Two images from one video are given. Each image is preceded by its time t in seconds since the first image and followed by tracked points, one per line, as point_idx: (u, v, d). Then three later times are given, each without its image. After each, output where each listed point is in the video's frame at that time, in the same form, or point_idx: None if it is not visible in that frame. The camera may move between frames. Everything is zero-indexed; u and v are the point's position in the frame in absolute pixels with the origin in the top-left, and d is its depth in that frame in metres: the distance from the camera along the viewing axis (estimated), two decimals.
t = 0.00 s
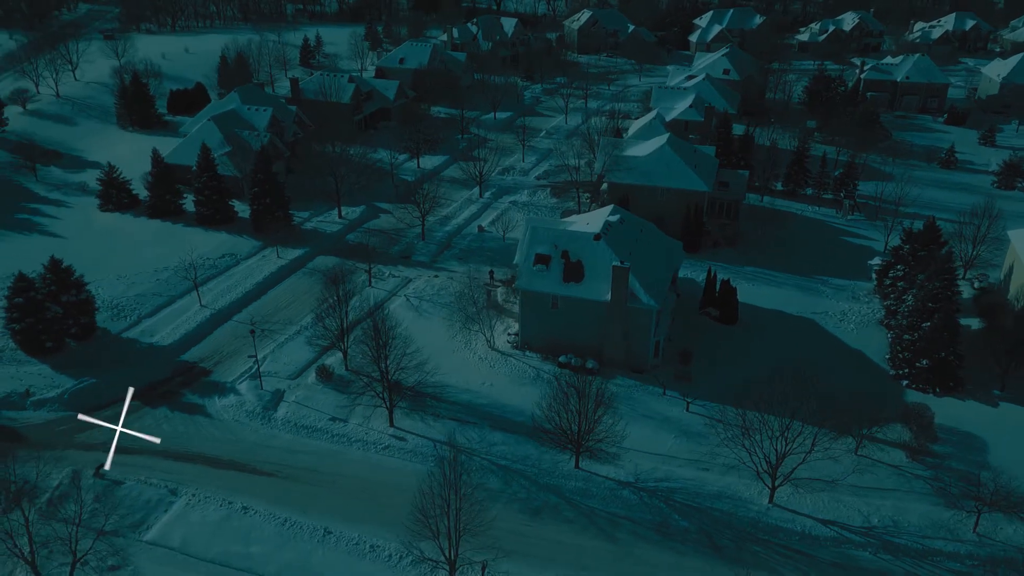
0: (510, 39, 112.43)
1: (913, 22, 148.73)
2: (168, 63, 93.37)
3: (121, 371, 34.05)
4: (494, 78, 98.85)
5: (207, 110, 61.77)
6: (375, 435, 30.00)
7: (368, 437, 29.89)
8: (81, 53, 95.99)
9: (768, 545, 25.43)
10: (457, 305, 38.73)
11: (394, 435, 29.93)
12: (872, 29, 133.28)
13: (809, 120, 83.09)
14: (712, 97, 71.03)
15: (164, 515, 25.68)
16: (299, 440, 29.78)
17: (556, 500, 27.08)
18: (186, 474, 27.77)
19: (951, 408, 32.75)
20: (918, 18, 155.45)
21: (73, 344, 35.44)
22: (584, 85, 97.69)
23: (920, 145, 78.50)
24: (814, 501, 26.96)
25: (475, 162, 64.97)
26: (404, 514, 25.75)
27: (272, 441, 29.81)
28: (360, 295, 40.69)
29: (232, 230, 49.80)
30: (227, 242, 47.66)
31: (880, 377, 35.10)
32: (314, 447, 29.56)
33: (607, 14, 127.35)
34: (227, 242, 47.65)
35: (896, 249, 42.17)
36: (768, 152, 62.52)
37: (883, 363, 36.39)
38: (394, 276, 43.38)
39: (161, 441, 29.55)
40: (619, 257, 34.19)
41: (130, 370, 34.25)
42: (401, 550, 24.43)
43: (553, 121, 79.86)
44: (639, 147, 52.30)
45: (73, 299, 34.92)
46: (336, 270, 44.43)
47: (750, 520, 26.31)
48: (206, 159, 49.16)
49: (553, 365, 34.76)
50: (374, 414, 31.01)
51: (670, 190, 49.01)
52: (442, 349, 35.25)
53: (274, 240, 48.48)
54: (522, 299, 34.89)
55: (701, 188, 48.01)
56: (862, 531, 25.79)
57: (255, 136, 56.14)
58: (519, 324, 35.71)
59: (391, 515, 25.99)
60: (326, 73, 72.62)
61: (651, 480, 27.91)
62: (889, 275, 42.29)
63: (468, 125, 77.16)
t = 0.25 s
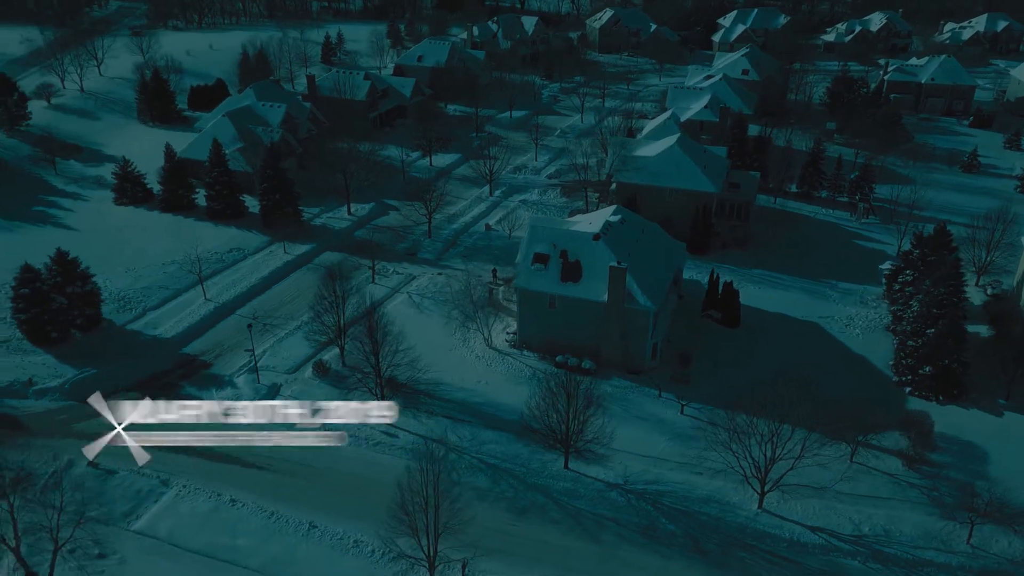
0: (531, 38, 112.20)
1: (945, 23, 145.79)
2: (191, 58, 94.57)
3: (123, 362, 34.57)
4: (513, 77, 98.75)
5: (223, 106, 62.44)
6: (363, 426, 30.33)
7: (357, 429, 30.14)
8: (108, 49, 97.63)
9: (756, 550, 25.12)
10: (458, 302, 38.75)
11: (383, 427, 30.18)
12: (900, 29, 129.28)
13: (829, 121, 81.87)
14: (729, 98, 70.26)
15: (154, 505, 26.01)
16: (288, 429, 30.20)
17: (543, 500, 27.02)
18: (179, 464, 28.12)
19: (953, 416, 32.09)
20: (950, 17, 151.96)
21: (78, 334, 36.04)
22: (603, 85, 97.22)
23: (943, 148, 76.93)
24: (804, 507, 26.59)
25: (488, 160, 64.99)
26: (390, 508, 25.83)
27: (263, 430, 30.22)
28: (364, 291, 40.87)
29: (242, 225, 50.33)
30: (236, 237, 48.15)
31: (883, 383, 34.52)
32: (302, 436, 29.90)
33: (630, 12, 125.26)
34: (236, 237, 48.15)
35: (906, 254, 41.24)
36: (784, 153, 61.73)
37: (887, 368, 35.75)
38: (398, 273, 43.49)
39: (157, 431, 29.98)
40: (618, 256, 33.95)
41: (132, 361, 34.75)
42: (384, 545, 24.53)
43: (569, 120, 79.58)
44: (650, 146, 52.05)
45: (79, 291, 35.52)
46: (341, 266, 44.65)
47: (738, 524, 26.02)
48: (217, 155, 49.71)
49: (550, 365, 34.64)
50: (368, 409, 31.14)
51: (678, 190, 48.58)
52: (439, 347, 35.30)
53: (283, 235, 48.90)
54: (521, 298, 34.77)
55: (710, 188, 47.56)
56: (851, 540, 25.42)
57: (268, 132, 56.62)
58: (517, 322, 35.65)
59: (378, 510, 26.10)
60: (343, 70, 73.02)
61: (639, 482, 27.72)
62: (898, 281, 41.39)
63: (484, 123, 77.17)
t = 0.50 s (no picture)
0: (553, 37, 111.93)
1: (979, 23, 142.54)
2: (217, 55, 95.80)
3: (129, 352, 35.12)
4: (533, 76, 98.59)
5: (241, 102, 63.11)
6: (373, 429, 30.16)
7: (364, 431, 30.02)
8: (136, 45, 99.31)
9: (744, 556, 24.83)
10: (461, 299, 38.76)
11: (393, 431, 30.01)
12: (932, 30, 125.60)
13: (852, 124, 80.58)
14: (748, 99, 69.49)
15: (147, 494, 26.38)
16: (298, 431, 29.99)
17: (532, 500, 26.98)
18: (174, 455, 28.52)
19: (958, 425, 31.39)
20: (985, 17, 148.27)
21: (86, 324, 36.65)
22: (624, 84, 96.67)
23: (969, 152, 75.28)
24: (796, 514, 26.24)
25: (503, 159, 64.97)
26: (377, 503, 25.94)
27: (271, 430, 30.13)
28: (369, 288, 41.09)
29: (255, 220, 50.90)
30: (248, 231, 48.70)
31: (887, 390, 33.91)
32: (312, 439, 29.68)
33: (654, 11, 124.57)
34: (248, 231, 48.70)
35: (918, 259, 40.29)
36: (801, 154, 60.86)
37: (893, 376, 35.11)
38: (405, 270, 43.63)
39: (156, 422, 30.43)
40: (619, 257, 33.79)
41: (137, 351, 35.31)
42: (368, 540, 24.65)
43: (587, 119, 79.27)
44: (663, 146, 51.69)
45: (87, 282, 36.12)
46: (349, 262, 44.94)
47: (727, 530, 25.74)
48: (231, 150, 50.26)
49: (548, 365, 34.54)
50: (364, 405, 31.31)
51: (689, 192, 48.15)
52: (439, 344, 35.36)
53: (293, 231, 49.36)
54: (521, 297, 34.70)
55: (721, 190, 47.10)
56: (842, 548, 25.02)
57: (283, 128, 57.14)
58: (518, 321, 35.59)
59: (366, 505, 26.23)
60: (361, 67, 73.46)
61: (630, 485, 27.54)
62: (909, 286, 40.51)
63: (501, 122, 77.16)
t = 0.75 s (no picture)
0: (577, 36, 111.42)
1: (1019, 24, 138.47)
2: (243, 51, 96.93)
3: (135, 343, 35.72)
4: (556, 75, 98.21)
5: (260, 98, 63.76)
6: (378, 429, 29.97)
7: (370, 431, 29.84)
8: (165, 41, 100.89)
9: (731, 563, 24.52)
10: (465, 297, 38.69)
11: (398, 431, 29.79)
12: (968, 30, 122.27)
13: (878, 126, 79.00)
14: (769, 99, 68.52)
15: (142, 483, 26.82)
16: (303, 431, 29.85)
17: (521, 500, 26.91)
18: (171, 444, 28.93)
19: (964, 436, 30.68)
20: None
21: (96, 315, 37.34)
22: (647, 84, 95.94)
23: (999, 156, 73.36)
24: (788, 521, 25.81)
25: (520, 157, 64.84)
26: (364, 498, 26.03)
27: (277, 430, 30.02)
28: (375, 284, 41.26)
29: (268, 215, 51.44)
30: (260, 226, 49.21)
31: (893, 397, 33.19)
32: (318, 439, 29.52)
33: (681, 11, 123.53)
34: (260, 226, 49.21)
35: (932, 265, 39.23)
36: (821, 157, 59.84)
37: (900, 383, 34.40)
38: (412, 267, 43.71)
39: (156, 412, 30.90)
40: (619, 257, 33.57)
41: (143, 342, 35.88)
42: (353, 533, 24.75)
43: (607, 118, 78.80)
44: (677, 146, 51.22)
45: (96, 273, 36.78)
46: (357, 259, 45.16)
47: (716, 535, 25.43)
48: (246, 146, 50.78)
49: (548, 364, 34.38)
50: (360, 400, 31.44)
51: (701, 193, 47.65)
52: (440, 341, 35.38)
53: (305, 226, 49.77)
54: (521, 296, 34.60)
55: (733, 192, 46.56)
56: (833, 558, 24.59)
57: (299, 124, 57.62)
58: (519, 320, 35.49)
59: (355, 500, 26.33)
60: (382, 65, 73.77)
61: (621, 487, 27.32)
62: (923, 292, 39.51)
63: (520, 122, 76.97)
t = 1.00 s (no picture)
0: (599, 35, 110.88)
1: None
2: (265, 48, 97.91)
3: (139, 335, 36.29)
4: (575, 75, 97.84)
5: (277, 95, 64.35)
6: (378, 429, 29.93)
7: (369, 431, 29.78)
8: (190, 38, 102.24)
9: (715, 567, 24.30)
10: (466, 295, 38.69)
11: (398, 431, 29.76)
12: (999, 32, 118.18)
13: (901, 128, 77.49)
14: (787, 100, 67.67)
15: (136, 473, 27.25)
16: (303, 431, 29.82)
17: (509, 499, 26.90)
18: (167, 435, 29.34)
19: (964, 445, 30.10)
20: None
21: (104, 307, 38.01)
22: (667, 84, 95.25)
23: None
24: (775, 528, 25.49)
25: (533, 156, 64.74)
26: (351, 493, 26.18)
27: (277, 430, 30.00)
28: (379, 281, 41.42)
29: (279, 210, 51.95)
30: (270, 222, 49.70)
31: (894, 405, 32.60)
32: (318, 439, 29.54)
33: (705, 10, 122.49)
34: (270, 222, 49.69)
35: (943, 270, 37.92)
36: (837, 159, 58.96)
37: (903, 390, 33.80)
38: (417, 264, 43.82)
39: (155, 403, 31.39)
40: (618, 258, 33.37)
41: (147, 334, 36.45)
42: (336, 527, 24.91)
43: (624, 118, 78.36)
44: (688, 147, 50.86)
45: (104, 266, 37.44)
46: (363, 256, 45.38)
47: (702, 539, 25.20)
48: (258, 142, 51.28)
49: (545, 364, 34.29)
50: (355, 395, 31.62)
51: (710, 195, 47.25)
52: (438, 339, 35.43)
53: (315, 222, 50.17)
54: (519, 295, 34.53)
55: (741, 194, 46.12)
56: (820, 565, 24.26)
57: (313, 121, 58.07)
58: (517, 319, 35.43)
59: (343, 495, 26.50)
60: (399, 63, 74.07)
61: (609, 489, 27.19)
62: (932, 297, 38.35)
63: (536, 121, 76.83)
